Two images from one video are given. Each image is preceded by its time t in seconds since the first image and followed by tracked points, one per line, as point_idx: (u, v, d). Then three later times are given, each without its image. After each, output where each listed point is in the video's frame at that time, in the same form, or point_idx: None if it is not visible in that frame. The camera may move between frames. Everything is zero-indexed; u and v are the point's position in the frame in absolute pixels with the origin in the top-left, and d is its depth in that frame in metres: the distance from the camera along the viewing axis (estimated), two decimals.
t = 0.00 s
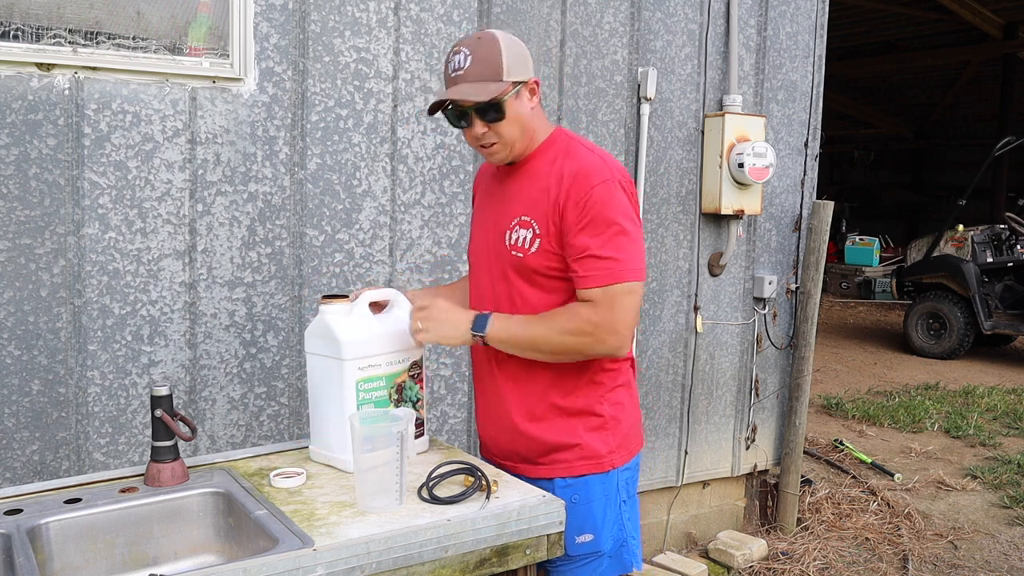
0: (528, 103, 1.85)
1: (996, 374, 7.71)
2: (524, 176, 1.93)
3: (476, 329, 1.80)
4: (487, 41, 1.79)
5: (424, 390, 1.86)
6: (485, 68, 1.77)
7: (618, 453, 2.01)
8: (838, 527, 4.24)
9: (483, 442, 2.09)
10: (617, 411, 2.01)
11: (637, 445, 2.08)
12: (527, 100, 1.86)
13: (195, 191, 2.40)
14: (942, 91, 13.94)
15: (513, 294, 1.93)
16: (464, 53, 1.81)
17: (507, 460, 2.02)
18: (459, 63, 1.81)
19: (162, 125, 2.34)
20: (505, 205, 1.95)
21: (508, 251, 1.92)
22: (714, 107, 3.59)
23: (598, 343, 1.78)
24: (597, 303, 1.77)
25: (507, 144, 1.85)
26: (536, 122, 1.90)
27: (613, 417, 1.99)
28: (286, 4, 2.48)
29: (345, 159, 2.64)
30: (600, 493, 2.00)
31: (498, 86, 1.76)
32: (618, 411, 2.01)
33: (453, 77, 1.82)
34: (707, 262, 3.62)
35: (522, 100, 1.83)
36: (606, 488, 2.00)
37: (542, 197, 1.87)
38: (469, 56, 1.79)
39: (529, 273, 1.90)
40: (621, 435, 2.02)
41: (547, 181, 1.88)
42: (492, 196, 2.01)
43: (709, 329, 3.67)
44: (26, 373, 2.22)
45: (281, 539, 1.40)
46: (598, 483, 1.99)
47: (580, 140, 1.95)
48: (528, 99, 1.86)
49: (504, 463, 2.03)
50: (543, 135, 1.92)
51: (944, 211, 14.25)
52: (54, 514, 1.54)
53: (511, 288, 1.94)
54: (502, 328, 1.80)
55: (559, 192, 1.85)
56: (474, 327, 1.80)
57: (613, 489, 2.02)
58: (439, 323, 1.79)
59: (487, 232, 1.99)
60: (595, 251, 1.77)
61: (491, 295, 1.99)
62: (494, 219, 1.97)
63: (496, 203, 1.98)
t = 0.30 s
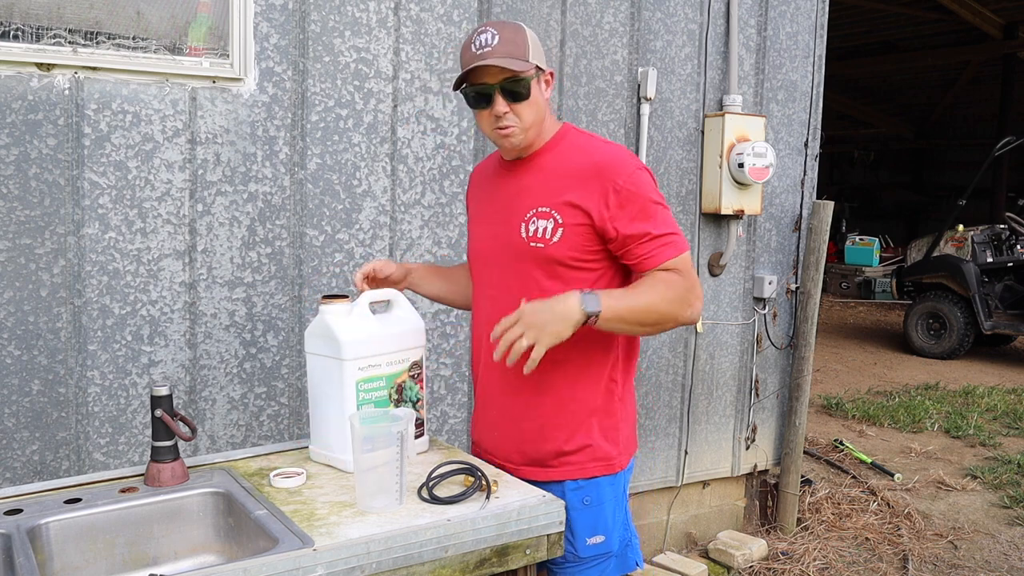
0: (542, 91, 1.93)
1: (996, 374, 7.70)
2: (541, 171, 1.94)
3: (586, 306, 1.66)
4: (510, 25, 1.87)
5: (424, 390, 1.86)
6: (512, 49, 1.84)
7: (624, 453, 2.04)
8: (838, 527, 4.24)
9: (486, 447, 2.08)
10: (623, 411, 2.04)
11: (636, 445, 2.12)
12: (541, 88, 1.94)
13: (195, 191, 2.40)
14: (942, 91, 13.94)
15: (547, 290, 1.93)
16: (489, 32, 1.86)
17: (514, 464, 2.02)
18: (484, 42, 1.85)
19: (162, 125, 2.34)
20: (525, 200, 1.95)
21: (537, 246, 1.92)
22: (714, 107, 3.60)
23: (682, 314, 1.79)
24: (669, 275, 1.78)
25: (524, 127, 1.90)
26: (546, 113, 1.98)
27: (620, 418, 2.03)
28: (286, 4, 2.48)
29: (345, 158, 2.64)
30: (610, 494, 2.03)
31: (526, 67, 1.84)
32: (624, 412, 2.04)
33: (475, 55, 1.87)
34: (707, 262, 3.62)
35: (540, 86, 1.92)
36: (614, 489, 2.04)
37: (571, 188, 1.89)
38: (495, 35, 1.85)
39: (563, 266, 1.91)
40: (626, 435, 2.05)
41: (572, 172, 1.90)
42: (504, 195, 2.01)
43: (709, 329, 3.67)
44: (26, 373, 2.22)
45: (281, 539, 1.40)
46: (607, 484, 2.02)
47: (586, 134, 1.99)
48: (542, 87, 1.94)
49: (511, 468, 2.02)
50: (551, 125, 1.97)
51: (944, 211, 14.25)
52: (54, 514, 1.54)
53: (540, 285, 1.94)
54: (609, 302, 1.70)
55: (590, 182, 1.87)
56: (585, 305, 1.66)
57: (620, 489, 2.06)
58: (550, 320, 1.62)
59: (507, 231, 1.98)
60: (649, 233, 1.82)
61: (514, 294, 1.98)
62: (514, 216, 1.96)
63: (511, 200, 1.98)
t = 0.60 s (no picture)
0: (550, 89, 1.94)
1: (996, 374, 7.70)
2: (549, 169, 1.97)
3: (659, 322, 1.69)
4: (520, 23, 1.89)
5: (424, 390, 1.85)
6: (522, 45, 1.86)
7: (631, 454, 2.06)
8: (838, 527, 4.24)
9: (494, 448, 2.08)
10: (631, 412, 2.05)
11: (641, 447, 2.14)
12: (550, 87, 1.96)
13: (195, 191, 2.40)
14: (942, 91, 13.94)
15: (557, 289, 1.94)
16: (499, 29, 1.88)
17: (524, 465, 2.02)
18: (494, 38, 1.87)
19: (162, 125, 2.34)
20: (534, 199, 1.97)
21: (548, 245, 1.93)
22: (714, 107, 3.60)
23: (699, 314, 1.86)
24: (683, 280, 1.87)
25: (534, 124, 1.91)
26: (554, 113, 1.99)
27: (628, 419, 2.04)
28: (286, 4, 2.48)
29: (345, 159, 2.64)
30: (620, 494, 2.04)
31: (536, 64, 1.86)
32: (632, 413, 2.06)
33: (485, 51, 1.88)
34: (707, 262, 3.62)
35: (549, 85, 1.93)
36: (623, 490, 2.05)
37: (582, 188, 1.92)
38: (505, 32, 1.86)
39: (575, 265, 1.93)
40: (634, 436, 2.07)
41: (583, 171, 1.93)
42: (511, 193, 2.02)
43: (709, 329, 3.67)
44: (26, 373, 2.22)
45: (281, 539, 1.40)
46: (617, 484, 2.03)
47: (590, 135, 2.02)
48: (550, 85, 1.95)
49: (520, 469, 2.03)
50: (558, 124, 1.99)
51: (944, 212, 14.25)
52: (54, 514, 1.54)
53: (551, 283, 1.95)
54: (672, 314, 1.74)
55: (602, 182, 1.91)
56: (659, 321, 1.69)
57: (629, 489, 2.08)
58: (629, 322, 1.63)
59: (516, 229, 1.98)
60: (664, 234, 1.88)
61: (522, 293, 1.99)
62: (523, 214, 1.97)
63: (520, 199, 1.99)
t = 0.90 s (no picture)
0: (551, 89, 1.94)
1: (996, 374, 7.70)
2: (549, 169, 1.97)
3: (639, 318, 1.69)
4: (522, 24, 1.89)
5: (424, 390, 1.85)
6: (523, 45, 1.86)
7: (629, 454, 2.06)
8: (838, 527, 4.24)
9: (493, 447, 2.08)
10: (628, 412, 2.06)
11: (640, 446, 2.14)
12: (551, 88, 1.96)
13: (195, 191, 2.40)
14: (942, 91, 13.94)
15: (555, 287, 1.95)
16: (501, 29, 1.88)
17: (522, 464, 2.03)
18: (496, 38, 1.87)
19: (162, 125, 2.34)
20: (533, 198, 1.97)
21: (547, 244, 1.94)
22: (714, 107, 3.60)
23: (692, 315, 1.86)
24: (675, 281, 1.87)
25: (533, 124, 1.91)
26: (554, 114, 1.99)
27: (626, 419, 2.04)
28: (286, 4, 2.48)
29: (345, 159, 2.64)
30: (617, 494, 2.05)
31: (536, 64, 1.85)
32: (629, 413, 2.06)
33: (486, 51, 1.88)
34: (707, 262, 3.62)
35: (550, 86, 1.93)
36: (620, 490, 2.06)
37: (582, 187, 1.92)
38: (506, 32, 1.87)
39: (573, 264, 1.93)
40: (632, 436, 2.07)
41: (582, 171, 1.93)
42: (512, 192, 2.02)
43: (709, 329, 3.67)
44: (26, 373, 2.22)
45: (281, 539, 1.40)
46: (614, 485, 2.03)
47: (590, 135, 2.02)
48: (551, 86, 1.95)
49: (519, 468, 2.03)
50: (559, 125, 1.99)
51: (944, 212, 14.25)
52: (54, 514, 1.54)
53: (549, 283, 1.95)
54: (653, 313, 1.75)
55: (602, 182, 1.91)
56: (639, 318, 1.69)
57: (627, 490, 2.08)
58: (603, 327, 1.63)
59: (516, 228, 1.99)
60: (661, 234, 1.88)
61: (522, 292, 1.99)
62: (523, 214, 1.98)
63: (520, 198, 1.99)
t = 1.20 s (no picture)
0: (553, 89, 1.94)
1: (996, 374, 7.70)
2: (552, 169, 1.97)
3: (653, 299, 1.70)
4: (525, 25, 1.89)
5: (424, 391, 1.85)
6: (525, 47, 1.86)
7: (627, 451, 2.06)
8: (838, 527, 4.24)
9: (492, 444, 2.08)
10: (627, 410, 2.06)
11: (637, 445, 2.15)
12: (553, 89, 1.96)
13: (195, 191, 2.40)
14: (942, 91, 13.94)
15: (557, 286, 1.95)
16: (503, 31, 1.88)
17: (521, 462, 2.02)
18: (498, 40, 1.87)
19: (162, 125, 2.34)
20: (536, 197, 1.97)
21: (550, 242, 1.94)
22: (714, 107, 3.60)
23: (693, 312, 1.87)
24: (678, 277, 1.87)
25: (534, 125, 1.91)
26: (557, 115, 1.99)
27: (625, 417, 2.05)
28: (286, 4, 2.48)
29: (345, 158, 2.64)
30: (612, 491, 2.04)
31: (537, 65, 1.85)
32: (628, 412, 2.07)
33: (489, 52, 1.89)
34: (707, 262, 3.62)
35: (551, 86, 1.93)
36: (615, 488, 2.05)
37: (585, 187, 1.92)
38: (509, 33, 1.87)
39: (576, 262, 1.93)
40: (630, 434, 2.07)
41: (585, 171, 1.94)
42: (514, 191, 2.02)
43: (710, 329, 3.67)
44: (26, 373, 2.22)
45: (281, 539, 1.40)
46: (610, 482, 2.03)
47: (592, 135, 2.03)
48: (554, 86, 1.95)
49: (517, 465, 2.03)
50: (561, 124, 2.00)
51: (944, 212, 14.25)
52: (54, 514, 1.54)
53: (552, 280, 1.95)
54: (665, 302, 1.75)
55: (605, 181, 1.91)
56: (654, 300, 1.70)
57: (621, 487, 2.07)
58: (622, 305, 1.64)
59: (518, 227, 1.99)
60: (662, 233, 1.89)
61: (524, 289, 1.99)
62: (525, 212, 1.98)
63: (522, 197, 1.99)
